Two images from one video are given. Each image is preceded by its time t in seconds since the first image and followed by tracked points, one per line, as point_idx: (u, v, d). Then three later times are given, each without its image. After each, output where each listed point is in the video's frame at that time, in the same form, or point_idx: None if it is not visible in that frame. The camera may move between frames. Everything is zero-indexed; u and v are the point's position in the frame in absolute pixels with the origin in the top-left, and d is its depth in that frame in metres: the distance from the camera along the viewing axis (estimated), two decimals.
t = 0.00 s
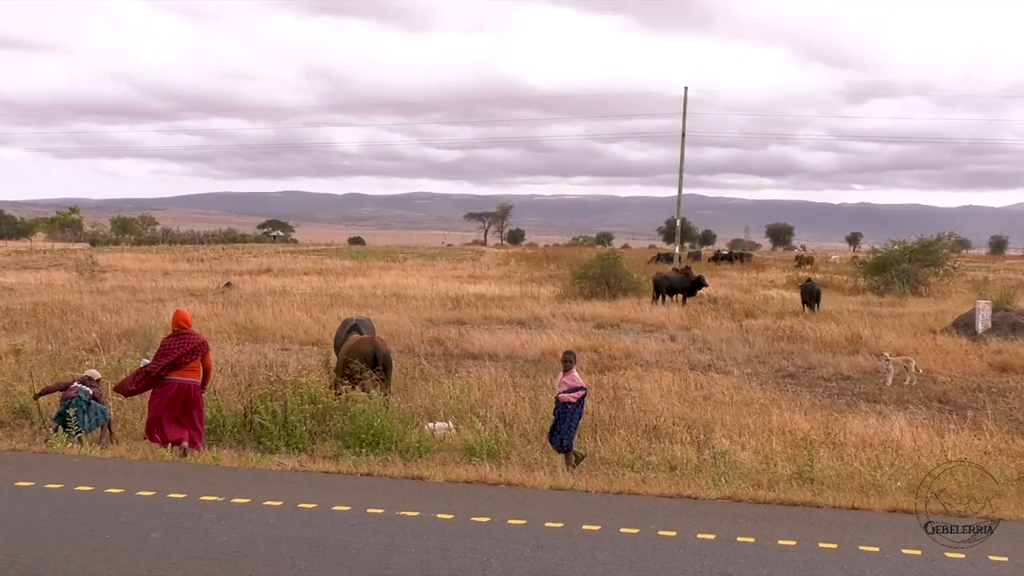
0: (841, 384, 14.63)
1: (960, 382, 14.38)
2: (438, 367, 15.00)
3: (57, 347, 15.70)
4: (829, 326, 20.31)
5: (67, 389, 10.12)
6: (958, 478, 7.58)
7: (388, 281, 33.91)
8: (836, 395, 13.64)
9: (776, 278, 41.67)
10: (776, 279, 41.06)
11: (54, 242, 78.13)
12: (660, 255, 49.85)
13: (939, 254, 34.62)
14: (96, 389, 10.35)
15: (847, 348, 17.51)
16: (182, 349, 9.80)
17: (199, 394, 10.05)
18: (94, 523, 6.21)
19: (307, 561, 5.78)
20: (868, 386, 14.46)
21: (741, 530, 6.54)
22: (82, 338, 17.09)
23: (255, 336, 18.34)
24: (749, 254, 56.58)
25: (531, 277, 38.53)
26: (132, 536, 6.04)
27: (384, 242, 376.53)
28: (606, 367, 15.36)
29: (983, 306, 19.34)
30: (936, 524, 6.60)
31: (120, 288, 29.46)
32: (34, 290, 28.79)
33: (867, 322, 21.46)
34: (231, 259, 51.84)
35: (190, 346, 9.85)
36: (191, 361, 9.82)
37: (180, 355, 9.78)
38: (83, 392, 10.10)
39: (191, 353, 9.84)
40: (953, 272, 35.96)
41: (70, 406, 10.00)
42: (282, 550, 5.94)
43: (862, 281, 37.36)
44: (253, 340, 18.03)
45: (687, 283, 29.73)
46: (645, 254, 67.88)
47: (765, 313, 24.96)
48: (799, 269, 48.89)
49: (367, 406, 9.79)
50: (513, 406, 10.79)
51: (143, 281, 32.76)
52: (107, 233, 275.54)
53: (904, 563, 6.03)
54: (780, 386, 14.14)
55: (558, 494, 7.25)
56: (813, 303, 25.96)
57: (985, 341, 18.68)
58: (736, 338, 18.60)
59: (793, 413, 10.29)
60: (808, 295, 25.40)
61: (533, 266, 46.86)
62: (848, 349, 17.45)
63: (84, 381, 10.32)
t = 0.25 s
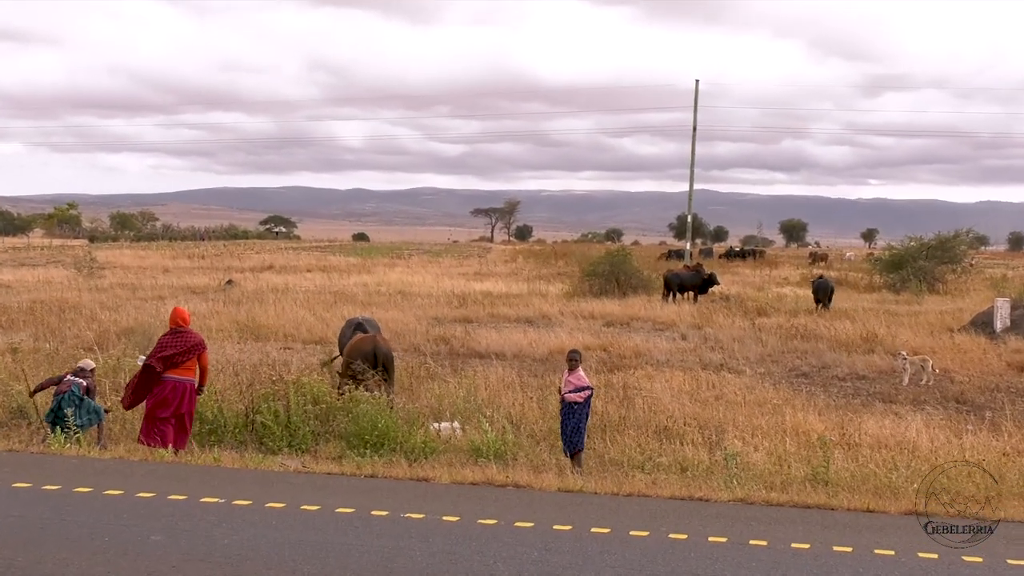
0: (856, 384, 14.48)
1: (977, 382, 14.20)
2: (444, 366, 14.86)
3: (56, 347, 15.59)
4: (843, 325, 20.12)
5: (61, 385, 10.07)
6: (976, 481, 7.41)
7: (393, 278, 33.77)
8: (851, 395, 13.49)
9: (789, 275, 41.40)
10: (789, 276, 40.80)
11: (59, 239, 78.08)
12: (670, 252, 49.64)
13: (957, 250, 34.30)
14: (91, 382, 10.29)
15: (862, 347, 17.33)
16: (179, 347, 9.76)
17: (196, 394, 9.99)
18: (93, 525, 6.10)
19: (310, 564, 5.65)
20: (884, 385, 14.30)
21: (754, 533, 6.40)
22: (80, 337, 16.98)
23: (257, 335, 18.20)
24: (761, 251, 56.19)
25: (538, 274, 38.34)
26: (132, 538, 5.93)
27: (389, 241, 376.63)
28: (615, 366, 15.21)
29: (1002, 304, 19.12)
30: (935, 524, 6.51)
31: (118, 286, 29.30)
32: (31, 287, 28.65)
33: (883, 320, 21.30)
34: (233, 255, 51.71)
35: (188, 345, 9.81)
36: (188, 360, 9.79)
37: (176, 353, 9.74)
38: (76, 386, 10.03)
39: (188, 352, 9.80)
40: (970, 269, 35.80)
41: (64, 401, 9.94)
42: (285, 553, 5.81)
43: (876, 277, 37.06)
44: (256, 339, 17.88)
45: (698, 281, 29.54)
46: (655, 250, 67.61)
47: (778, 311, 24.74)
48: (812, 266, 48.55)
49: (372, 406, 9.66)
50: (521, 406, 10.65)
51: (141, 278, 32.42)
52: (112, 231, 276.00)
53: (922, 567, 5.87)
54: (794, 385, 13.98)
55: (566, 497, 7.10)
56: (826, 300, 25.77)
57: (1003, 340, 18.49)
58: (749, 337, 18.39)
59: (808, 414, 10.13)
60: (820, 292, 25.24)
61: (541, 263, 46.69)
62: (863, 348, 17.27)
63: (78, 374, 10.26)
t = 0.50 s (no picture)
0: (870, 383, 14.37)
1: (993, 382, 14.06)
2: (450, 365, 14.76)
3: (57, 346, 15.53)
4: (856, 323, 19.97)
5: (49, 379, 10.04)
6: (992, 482, 7.29)
7: (398, 275, 33.70)
8: (864, 395, 13.38)
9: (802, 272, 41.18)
10: (802, 274, 40.59)
11: (62, 236, 78.05)
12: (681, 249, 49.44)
13: (973, 247, 34.05)
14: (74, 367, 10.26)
15: (876, 346, 17.18)
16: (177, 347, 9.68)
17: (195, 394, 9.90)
18: (93, 525, 6.02)
19: (313, 566, 5.55)
20: (898, 385, 14.18)
21: (765, 534, 6.29)
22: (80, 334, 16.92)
23: (260, 333, 18.12)
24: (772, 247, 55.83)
25: (546, 271, 38.18)
26: (133, 539, 5.84)
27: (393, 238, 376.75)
28: (624, 365, 15.09)
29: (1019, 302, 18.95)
30: (935, 524, 6.43)
31: (120, 283, 29.24)
32: (32, 285, 28.63)
33: (897, 318, 21.14)
34: (237, 252, 51.72)
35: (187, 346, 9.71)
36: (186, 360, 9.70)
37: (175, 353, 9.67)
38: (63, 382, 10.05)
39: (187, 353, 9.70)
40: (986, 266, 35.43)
41: (51, 401, 9.94)
42: (288, 555, 5.72)
43: (890, 274, 36.80)
44: (259, 337, 17.79)
45: (708, 278, 29.40)
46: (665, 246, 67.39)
47: (790, 308, 24.57)
48: (825, 263, 48.24)
49: (377, 406, 9.56)
50: (528, 406, 10.55)
51: (143, 276, 32.36)
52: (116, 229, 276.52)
53: (937, 569, 5.74)
54: (806, 384, 13.87)
55: (575, 497, 7.00)
56: (838, 298, 25.61)
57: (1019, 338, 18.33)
58: (761, 335, 18.24)
59: (821, 414, 10.01)
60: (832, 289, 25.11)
61: (549, 260, 46.55)
62: (877, 347, 17.13)
63: (62, 365, 10.17)
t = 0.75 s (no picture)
0: (882, 382, 14.30)
1: (1007, 381, 13.97)
2: (456, 363, 14.69)
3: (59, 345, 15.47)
4: (868, 321, 19.86)
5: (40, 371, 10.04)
6: (1005, 483, 7.20)
7: (403, 272, 33.64)
8: (875, 394, 13.31)
9: (814, 270, 40.99)
10: (812, 271, 40.46)
11: (66, 233, 78.08)
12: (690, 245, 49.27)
13: (986, 243, 33.93)
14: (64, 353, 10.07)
15: (888, 344, 17.07)
16: (178, 343, 9.61)
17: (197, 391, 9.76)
18: (97, 526, 5.95)
19: (318, 567, 5.48)
20: (910, 383, 14.11)
21: (775, 535, 6.20)
22: (81, 333, 16.87)
23: (265, 331, 18.06)
24: (783, 244, 55.62)
25: (554, 269, 38.06)
26: (135, 540, 5.77)
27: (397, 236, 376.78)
28: (633, 363, 15.01)
29: None
30: (938, 524, 6.35)
31: (122, 280, 29.19)
32: (33, 281, 28.60)
33: (910, 316, 21.04)
34: (240, 249, 51.65)
35: (188, 341, 9.61)
36: (186, 355, 9.60)
37: (175, 346, 9.59)
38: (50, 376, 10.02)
39: (188, 348, 9.61)
40: (999, 263, 35.27)
41: (39, 392, 9.95)
42: (293, 555, 5.65)
43: (902, 271, 36.66)
44: (263, 335, 17.73)
45: (718, 275, 29.28)
46: (673, 242, 67.15)
47: (802, 306, 24.45)
48: (837, 260, 48.01)
49: (382, 404, 9.49)
50: (535, 405, 10.47)
51: (145, 273, 32.30)
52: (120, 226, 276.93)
53: (950, 570, 5.66)
54: (817, 383, 13.78)
55: (582, 497, 6.92)
56: (848, 295, 25.49)
57: None
58: (771, 333, 18.13)
59: (833, 413, 9.93)
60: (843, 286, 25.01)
61: (556, 257, 46.46)
62: (889, 345, 17.03)
63: (52, 355, 10.04)
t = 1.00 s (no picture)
0: (892, 380, 14.24)
1: (1018, 379, 13.90)
2: (462, 361, 14.63)
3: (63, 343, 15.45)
4: (879, 319, 19.78)
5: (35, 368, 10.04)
6: (1017, 483, 7.13)
7: (409, 270, 33.61)
8: (885, 392, 13.24)
9: (822, 267, 40.91)
10: (822, 269, 40.37)
11: (70, 230, 78.09)
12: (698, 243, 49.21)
13: (998, 241, 34.01)
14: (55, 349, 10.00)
15: (898, 343, 17.00)
16: (179, 341, 9.59)
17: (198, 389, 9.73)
18: (99, 526, 5.90)
19: (323, 567, 5.43)
20: (920, 382, 14.05)
21: (784, 535, 6.14)
22: (86, 331, 16.84)
23: (269, 329, 18.01)
24: (791, 242, 55.54)
25: (561, 266, 37.98)
26: (138, 539, 5.72)
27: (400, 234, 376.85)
28: (640, 362, 14.94)
29: None
30: (936, 524, 6.28)
31: (126, 277, 29.16)
32: (36, 279, 28.57)
33: (920, 314, 20.96)
34: (244, 246, 51.60)
35: (188, 339, 9.59)
36: (187, 354, 9.59)
37: (176, 345, 9.58)
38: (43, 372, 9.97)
39: (189, 346, 9.59)
40: (1011, 261, 35.29)
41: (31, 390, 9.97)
42: (297, 555, 5.59)
43: (912, 269, 36.57)
44: (267, 333, 17.68)
45: (726, 273, 29.22)
46: (680, 240, 67.03)
47: (811, 304, 24.35)
48: (847, 257, 47.88)
49: (387, 403, 9.44)
50: (542, 403, 10.41)
51: (149, 270, 32.26)
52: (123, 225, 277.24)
53: (962, 570, 5.59)
54: (826, 382, 13.71)
55: (589, 497, 6.87)
56: (856, 292, 25.42)
57: None
58: (780, 331, 18.05)
59: (842, 412, 9.86)
60: (852, 284, 24.94)
61: (562, 254, 46.41)
62: (900, 343, 16.95)
63: (44, 352, 10.00)
